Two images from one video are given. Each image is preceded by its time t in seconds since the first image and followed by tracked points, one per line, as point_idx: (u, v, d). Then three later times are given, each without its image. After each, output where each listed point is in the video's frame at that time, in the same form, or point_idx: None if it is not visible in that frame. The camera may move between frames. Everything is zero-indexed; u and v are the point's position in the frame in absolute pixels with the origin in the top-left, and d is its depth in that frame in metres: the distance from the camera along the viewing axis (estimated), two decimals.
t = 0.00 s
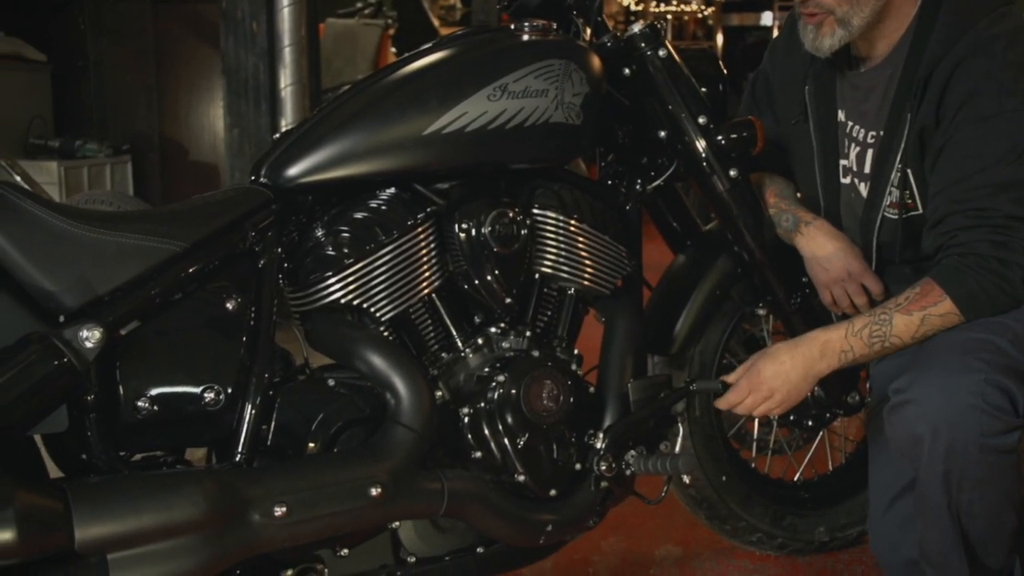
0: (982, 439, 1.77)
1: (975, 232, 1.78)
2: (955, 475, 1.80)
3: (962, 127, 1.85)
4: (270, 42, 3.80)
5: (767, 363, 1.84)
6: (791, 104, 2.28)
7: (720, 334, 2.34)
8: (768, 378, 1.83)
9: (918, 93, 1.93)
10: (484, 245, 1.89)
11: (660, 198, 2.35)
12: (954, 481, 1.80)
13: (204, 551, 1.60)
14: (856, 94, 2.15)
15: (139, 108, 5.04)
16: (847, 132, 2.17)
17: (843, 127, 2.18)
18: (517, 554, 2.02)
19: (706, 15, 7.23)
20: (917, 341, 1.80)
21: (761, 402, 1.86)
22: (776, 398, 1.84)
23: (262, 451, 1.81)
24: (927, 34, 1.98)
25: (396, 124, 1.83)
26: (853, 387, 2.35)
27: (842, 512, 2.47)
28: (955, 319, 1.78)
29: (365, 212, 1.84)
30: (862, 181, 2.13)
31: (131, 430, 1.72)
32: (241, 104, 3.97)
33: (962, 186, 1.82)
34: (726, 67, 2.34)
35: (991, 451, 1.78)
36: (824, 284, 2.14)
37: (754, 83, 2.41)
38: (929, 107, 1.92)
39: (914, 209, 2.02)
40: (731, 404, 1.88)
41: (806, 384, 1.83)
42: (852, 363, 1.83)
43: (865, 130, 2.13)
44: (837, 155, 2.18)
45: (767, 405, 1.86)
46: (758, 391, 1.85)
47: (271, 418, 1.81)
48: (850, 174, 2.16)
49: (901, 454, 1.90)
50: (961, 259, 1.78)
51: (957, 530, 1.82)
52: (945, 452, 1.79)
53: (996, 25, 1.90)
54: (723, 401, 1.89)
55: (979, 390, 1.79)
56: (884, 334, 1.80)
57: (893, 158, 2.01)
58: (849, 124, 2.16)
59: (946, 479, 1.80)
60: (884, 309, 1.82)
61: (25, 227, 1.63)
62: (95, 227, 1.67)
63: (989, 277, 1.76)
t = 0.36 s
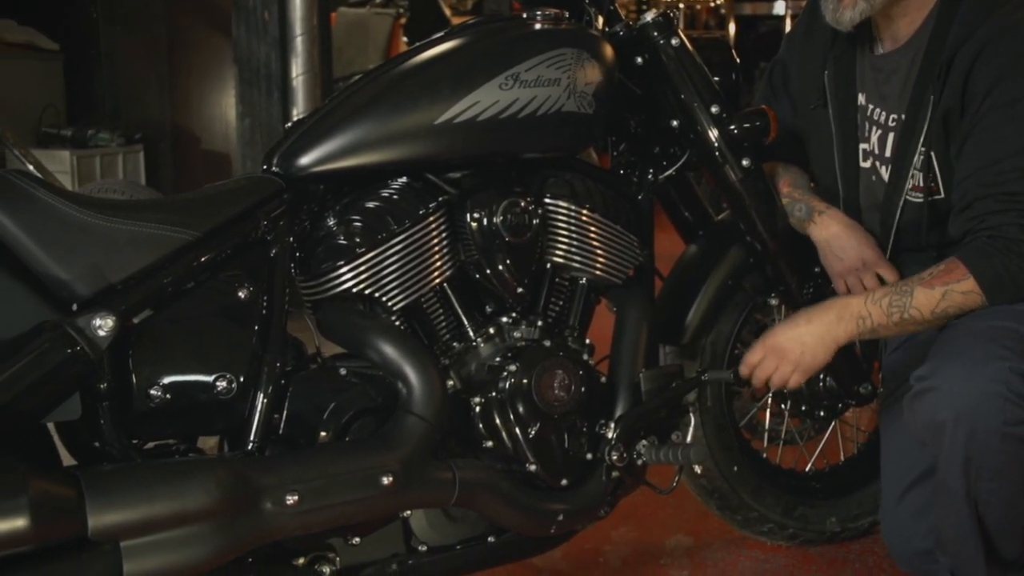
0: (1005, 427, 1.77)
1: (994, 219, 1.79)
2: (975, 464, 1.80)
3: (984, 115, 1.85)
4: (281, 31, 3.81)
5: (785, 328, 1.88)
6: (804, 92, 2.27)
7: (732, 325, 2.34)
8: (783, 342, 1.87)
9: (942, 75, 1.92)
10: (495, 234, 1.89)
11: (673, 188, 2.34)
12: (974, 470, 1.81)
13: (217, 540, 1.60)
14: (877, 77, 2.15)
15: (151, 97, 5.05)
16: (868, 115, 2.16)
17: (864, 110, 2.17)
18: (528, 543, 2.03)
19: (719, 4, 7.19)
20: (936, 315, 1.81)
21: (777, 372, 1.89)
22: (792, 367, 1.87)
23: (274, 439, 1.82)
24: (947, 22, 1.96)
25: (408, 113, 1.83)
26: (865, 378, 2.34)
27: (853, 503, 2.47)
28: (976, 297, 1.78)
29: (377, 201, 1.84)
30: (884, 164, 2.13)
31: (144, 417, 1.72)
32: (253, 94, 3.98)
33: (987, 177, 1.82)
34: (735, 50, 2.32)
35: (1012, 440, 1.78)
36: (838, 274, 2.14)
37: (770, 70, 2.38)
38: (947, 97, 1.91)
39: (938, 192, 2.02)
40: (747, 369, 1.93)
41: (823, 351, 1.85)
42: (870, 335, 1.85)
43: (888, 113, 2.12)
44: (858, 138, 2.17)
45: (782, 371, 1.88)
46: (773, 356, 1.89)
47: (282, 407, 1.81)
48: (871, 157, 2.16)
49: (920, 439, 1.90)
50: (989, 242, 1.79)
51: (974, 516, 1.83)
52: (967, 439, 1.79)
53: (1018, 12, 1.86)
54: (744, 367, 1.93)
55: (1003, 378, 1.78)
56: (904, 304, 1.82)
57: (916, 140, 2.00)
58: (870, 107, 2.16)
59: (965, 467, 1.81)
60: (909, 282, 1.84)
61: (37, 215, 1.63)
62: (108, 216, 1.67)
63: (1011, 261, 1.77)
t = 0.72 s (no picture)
0: (1015, 427, 1.79)
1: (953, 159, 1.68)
2: (985, 463, 1.82)
3: (969, 72, 1.76)
4: (291, 20, 3.81)
5: (732, 125, 1.77)
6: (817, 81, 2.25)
7: (743, 315, 2.33)
8: (728, 135, 1.76)
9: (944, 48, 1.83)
10: (507, 225, 1.89)
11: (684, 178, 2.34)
12: (984, 468, 1.82)
13: (228, 529, 1.60)
14: (881, 51, 2.13)
15: (163, 87, 5.06)
16: (876, 92, 2.14)
17: (872, 87, 2.15)
18: (539, 533, 2.03)
19: None
20: (859, 192, 1.70)
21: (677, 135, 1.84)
22: (703, 130, 1.78)
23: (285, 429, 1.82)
24: None
25: (419, 103, 1.82)
26: (876, 368, 2.34)
27: (864, 495, 2.47)
28: (899, 193, 1.67)
29: (388, 190, 1.84)
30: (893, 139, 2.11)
31: (156, 407, 1.73)
32: (264, 84, 3.99)
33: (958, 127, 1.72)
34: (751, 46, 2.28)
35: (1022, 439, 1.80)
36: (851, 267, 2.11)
37: (781, 60, 2.37)
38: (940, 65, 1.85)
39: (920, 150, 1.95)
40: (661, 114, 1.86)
41: (741, 165, 1.76)
42: (794, 174, 1.73)
43: (895, 88, 2.10)
44: (868, 118, 2.16)
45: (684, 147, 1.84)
46: (687, 123, 1.80)
47: (293, 397, 1.81)
48: (881, 133, 2.14)
49: (930, 438, 1.91)
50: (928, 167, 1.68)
51: (985, 514, 1.84)
52: (977, 440, 1.81)
53: None
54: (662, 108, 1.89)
55: (1013, 378, 1.80)
56: (839, 166, 1.71)
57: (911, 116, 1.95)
58: (877, 83, 2.14)
59: (976, 467, 1.82)
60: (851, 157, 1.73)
61: (50, 205, 1.63)
62: (119, 206, 1.68)
63: (959, 201, 1.63)
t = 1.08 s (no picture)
0: (1020, 427, 1.82)
1: (919, 120, 1.69)
2: (991, 463, 1.85)
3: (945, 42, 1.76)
4: (302, 12, 3.85)
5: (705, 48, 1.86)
6: (823, 72, 2.25)
7: (755, 308, 2.33)
8: (702, 67, 1.84)
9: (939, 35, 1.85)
10: (518, 217, 1.88)
11: (695, 170, 2.33)
12: (990, 468, 1.85)
13: (238, 521, 1.61)
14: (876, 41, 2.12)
15: (174, 79, 5.09)
16: (872, 81, 2.13)
17: (869, 77, 2.14)
18: (550, 526, 2.03)
19: None
20: (819, 134, 1.78)
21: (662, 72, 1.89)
22: (681, 62, 1.86)
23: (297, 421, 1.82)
24: None
25: (430, 95, 1.82)
26: (888, 361, 2.34)
27: (875, 489, 2.47)
28: (860, 137, 1.74)
29: (399, 182, 1.84)
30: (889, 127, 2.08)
31: (168, 398, 1.73)
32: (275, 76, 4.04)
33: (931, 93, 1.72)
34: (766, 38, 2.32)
35: None
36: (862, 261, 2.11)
37: (790, 49, 2.35)
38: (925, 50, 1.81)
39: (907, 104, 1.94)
40: (645, 67, 1.89)
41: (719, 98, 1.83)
42: (757, 111, 1.82)
43: (889, 77, 2.08)
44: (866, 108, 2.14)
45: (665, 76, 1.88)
46: (669, 60, 1.88)
47: (304, 389, 1.81)
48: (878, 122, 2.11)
49: (937, 437, 1.95)
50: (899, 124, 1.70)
51: (992, 512, 1.87)
52: (982, 440, 1.84)
53: None
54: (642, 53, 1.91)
55: (1017, 378, 1.83)
56: (804, 107, 1.81)
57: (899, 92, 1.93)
58: (873, 73, 2.13)
59: (982, 467, 1.85)
60: (819, 104, 1.82)
61: (61, 196, 1.64)
62: (131, 197, 1.68)
63: (919, 151, 1.66)
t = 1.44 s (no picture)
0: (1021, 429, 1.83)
1: (861, 69, 1.76)
2: (995, 465, 1.87)
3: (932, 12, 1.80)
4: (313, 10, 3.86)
5: (601, 100, 1.87)
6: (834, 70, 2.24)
7: (765, 306, 2.32)
8: (621, 113, 1.85)
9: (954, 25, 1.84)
10: (528, 215, 1.88)
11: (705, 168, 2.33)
12: (994, 469, 1.87)
13: (249, 518, 1.61)
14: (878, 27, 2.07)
15: (185, 78, 5.12)
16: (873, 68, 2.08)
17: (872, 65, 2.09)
18: (559, 524, 2.03)
19: None
20: (752, 118, 1.83)
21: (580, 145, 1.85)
22: (603, 124, 1.84)
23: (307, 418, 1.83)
24: None
25: (440, 93, 1.82)
26: (900, 360, 2.33)
27: (885, 488, 2.46)
28: (796, 104, 1.80)
29: (409, 180, 1.84)
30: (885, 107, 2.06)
31: (179, 395, 1.74)
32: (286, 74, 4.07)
33: (891, 44, 1.78)
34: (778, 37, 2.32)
35: None
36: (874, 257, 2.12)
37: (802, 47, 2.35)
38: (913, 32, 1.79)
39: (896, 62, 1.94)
40: (540, 136, 1.85)
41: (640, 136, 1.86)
42: (683, 123, 1.86)
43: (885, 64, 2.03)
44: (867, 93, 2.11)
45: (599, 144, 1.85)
46: (585, 125, 1.84)
47: (315, 386, 1.81)
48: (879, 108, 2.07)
49: (942, 439, 1.97)
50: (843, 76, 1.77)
51: (998, 513, 1.89)
52: (984, 442, 1.86)
53: None
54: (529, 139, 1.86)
55: (1017, 380, 1.83)
56: (724, 100, 1.85)
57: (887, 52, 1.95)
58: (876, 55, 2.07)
59: (985, 469, 1.87)
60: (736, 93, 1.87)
61: (73, 194, 1.64)
62: (142, 195, 1.68)
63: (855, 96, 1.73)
